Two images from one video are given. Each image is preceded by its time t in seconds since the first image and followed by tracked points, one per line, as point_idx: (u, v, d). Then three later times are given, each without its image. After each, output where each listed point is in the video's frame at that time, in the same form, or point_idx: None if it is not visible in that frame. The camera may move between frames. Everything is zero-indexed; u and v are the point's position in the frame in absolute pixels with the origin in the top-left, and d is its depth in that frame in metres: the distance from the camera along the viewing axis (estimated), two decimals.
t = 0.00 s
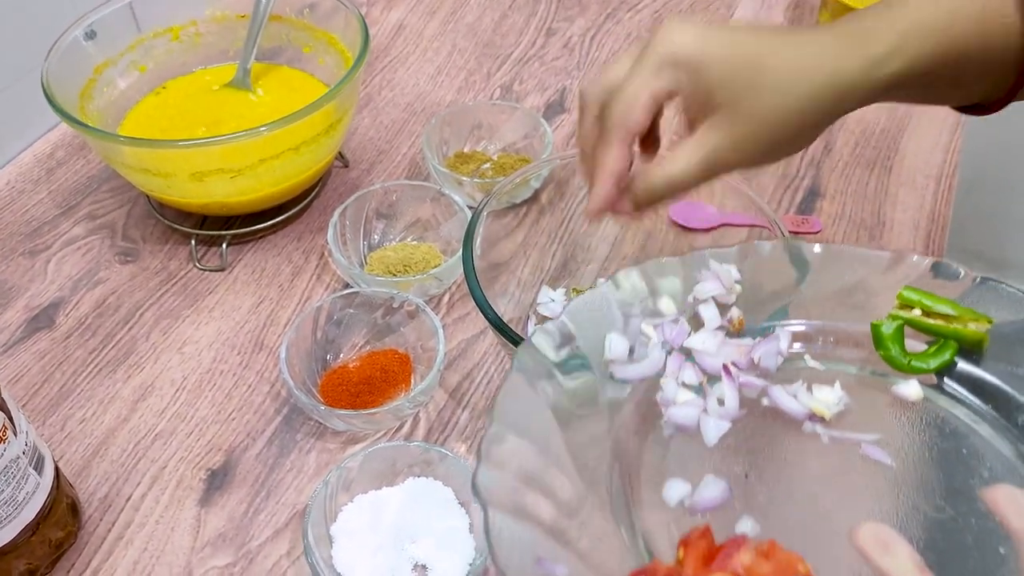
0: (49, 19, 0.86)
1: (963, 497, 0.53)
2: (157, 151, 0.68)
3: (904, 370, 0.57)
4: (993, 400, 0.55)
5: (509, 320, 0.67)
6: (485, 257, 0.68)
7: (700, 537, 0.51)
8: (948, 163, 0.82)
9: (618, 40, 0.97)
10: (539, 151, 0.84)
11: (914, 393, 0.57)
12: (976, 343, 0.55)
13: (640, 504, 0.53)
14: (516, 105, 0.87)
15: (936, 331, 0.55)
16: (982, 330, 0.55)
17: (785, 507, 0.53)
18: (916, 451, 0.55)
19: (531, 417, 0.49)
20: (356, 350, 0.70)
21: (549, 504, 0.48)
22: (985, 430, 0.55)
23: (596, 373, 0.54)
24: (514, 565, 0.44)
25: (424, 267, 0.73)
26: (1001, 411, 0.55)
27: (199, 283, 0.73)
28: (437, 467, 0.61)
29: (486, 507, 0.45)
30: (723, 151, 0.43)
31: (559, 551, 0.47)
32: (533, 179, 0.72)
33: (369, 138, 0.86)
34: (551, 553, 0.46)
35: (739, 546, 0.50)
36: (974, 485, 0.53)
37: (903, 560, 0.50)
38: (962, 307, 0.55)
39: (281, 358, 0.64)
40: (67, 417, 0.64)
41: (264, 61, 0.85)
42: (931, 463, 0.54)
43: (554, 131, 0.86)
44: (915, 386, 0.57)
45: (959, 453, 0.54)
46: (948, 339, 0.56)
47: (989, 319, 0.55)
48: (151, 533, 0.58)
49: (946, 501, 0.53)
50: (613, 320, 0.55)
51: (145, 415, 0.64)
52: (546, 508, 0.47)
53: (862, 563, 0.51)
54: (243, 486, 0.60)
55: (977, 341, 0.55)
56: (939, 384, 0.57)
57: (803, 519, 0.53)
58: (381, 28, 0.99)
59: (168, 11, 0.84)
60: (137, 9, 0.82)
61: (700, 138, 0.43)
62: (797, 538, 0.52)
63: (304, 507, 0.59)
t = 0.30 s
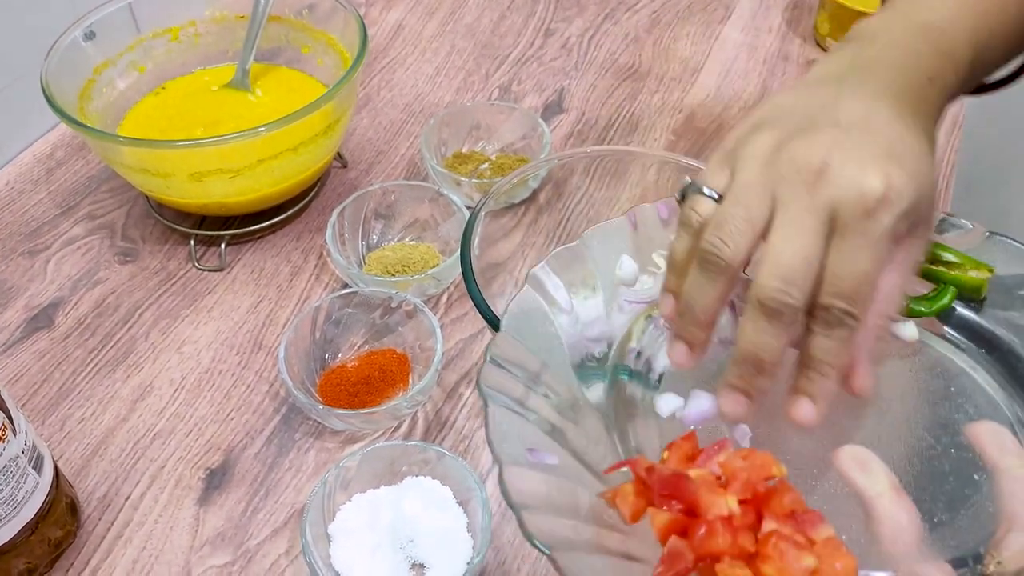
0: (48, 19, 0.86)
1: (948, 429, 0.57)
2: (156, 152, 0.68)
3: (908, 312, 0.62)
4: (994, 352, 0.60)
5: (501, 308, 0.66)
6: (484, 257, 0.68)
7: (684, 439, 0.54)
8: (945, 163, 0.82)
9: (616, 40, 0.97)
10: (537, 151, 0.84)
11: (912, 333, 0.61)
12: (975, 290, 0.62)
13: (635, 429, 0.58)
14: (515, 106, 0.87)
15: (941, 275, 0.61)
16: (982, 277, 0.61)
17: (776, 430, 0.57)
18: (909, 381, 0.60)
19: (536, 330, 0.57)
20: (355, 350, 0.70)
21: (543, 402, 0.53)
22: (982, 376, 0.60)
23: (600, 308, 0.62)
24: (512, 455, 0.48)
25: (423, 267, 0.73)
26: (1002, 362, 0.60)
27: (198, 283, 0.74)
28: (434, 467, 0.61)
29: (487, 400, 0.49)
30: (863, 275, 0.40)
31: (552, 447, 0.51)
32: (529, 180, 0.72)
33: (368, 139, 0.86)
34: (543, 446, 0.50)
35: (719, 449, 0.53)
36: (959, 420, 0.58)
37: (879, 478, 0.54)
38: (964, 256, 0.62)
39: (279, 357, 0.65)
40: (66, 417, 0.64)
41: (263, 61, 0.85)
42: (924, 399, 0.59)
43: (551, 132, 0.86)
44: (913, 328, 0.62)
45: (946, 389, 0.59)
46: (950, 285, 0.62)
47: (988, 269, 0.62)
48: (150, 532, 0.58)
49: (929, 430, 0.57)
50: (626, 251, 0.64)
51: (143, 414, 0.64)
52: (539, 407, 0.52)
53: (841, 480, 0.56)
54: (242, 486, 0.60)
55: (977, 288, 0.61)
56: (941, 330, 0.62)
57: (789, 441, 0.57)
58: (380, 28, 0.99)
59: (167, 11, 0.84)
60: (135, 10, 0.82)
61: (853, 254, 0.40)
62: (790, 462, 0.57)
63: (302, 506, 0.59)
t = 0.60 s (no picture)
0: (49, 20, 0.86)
1: (925, 421, 0.59)
2: (159, 152, 0.68)
3: (882, 310, 0.65)
4: (970, 345, 0.62)
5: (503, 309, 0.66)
6: (486, 258, 0.68)
7: (665, 437, 0.55)
8: (947, 163, 0.82)
9: (618, 41, 0.97)
10: (539, 151, 0.84)
11: (887, 331, 0.65)
12: (951, 287, 0.64)
13: (619, 428, 0.59)
14: (517, 106, 0.87)
15: (914, 274, 0.64)
16: (956, 274, 0.63)
17: (760, 422, 0.60)
18: (891, 380, 0.62)
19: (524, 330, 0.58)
20: (358, 350, 0.70)
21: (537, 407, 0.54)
22: (959, 370, 0.62)
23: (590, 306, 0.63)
24: (499, 454, 0.49)
25: (425, 268, 0.73)
26: (978, 355, 0.62)
27: (201, 283, 0.74)
28: (437, 467, 0.61)
29: (478, 402, 0.51)
30: (738, 174, 0.44)
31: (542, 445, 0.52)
32: (533, 179, 0.72)
33: (370, 139, 0.86)
34: (531, 444, 0.51)
35: (698, 445, 0.54)
36: (936, 413, 0.59)
37: (855, 470, 0.56)
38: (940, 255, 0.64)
39: (282, 357, 0.65)
40: (69, 417, 0.64)
41: (265, 62, 0.85)
42: (908, 396, 0.61)
43: (554, 132, 0.86)
44: (890, 324, 0.65)
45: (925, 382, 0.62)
46: (925, 283, 0.64)
47: (964, 266, 0.64)
48: (153, 532, 0.58)
49: (908, 420, 0.59)
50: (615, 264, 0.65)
51: (146, 415, 0.64)
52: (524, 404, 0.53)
53: (818, 472, 0.56)
54: (245, 486, 0.60)
55: (952, 285, 0.63)
56: (921, 327, 0.65)
57: (773, 434, 0.59)
58: (382, 28, 0.99)
59: (170, 11, 0.84)
60: (138, 10, 0.82)
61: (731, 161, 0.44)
62: (771, 453, 0.58)
63: (305, 507, 0.59)
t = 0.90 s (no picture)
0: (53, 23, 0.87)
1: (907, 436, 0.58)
2: (162, 156, 0.68)
3: (864, 333, 0.63)
4: (950, 367, 0.60)
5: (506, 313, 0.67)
6: (489, 262, 0.68)
7: (656, 450, 0.54)
8: (948, 167, 0.83)
9: (620, 44, 0.97)
10: (541, 155, 0.84)
11: (870, 353, 0.63)
12: (931, 311, 0.61)
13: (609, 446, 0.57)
14: (519, 110, 0.87)
15: (894, 299, 0.62)
16: (937, 300, 0.61)
17: (742, 441, 0.59)
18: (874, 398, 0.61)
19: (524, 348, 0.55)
20: (361, 353, 0.70)
21: (533, 423, 0.52)
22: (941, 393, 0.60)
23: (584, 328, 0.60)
24: (497, 466, 0.47)
25: (428, 272, 0.73)
26: (957, 377, 0.59)
27: (204, 286, 0.74)
28: (441, 471, 0.61)
29: (478, 417, 0.49)
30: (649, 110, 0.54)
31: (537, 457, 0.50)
32: (535, 183, 0.73)
33: (373, 142, 0.86)
34: (526, 457, 0.49)
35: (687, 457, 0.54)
36: (915, 430, 0.59)
37: (837, 485, 0.56)
38: (920, 279, 0.61)
39: (285, 361, 0.65)
40: (73, 420, 0.64)
41: (268, 65, 0.85)
42: (892, 412, 0.60)
43: (556, 136, 0.86)
44: (873, 347, 0.63)
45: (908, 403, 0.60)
46: (905, 308, 0.62)
47: (944, 291, 0.61)
48: (157, 535, 0.58)
49: (890, 437, 0.59)
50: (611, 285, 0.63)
51: (150, 418, 0.64)
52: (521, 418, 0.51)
53: (802, 486, 0.56)
54: (248, 489, 0.60)
55: (932, 310, 0.61)
56: (903, 350, 0.63)
57: (756, 453, 0.58)
58: (384, 31, 1.00)
59: (172, 15, 0.84)
60: (141, 15, 0.82)
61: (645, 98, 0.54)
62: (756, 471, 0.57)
63: (309, 510, 0.59)
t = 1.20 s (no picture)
0: (55, 25, 0.87)
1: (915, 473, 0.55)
2: (166, 157, 0.68)
3: (864, 358, 0.60)
4: (954, 393, 0.57)
5: (509, 315, 0.67)
6: (492, 263, 0.68)
7: (659, 500, 0.52)
8: (951, 167, 0.82)
9: (622, 44, 0.97)
10: (543, 156, 0.84)
11: (871, 379, 0.60)
12: (931, 333, 0.58)
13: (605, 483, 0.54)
14: (521, 110, 0.87)
15: (893, 321, 0.58)
16: (937, 320, 0.57)
17: (746, 481, 0.55)
18: (879, 432, 0.57)
19: (515, 388, 0.51)
20: (364, 355, 0.70)
21: (522, 463, 0.48)
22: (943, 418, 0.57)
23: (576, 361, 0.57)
24: (491, 526, 0.44)
25: (430, 273, 0.73)
26: (962, 400, 0.57)
27: (207, 287, 0.74)
28: (444, 472, 0.61)
29: (469, 472, 0.46)
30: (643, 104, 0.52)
31: (533, 512, 0.47)
32: (539, 184, 0.72)
33: (375, 143, 0.86)
34: (523, 514, 0.46)
35: (692, 507, 0.51)
36: (924, 464, 0.55)
37: (849, 528, 0.52)
38: (919, 299, 0.58)
39: (289, 363, 0.65)
40: (77, 421, 0.64)
41: (270, 66, 0.85)
42: (897, 446, 0.56)
43: (558, 136, 0.86)
44: (873, 372, 0.60)
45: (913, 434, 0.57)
46: (904, 329, 0.58)
47: (944, 311, 0.57)
48: (161, 536, 0.58)
49: (901, 474, 0.55)
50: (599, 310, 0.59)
51: (153, 419, 0.64)
52: (515, 465, 0.48)
53: (811, 529, 0.52)
54: (252, 490, 0.60)
55: (932, 331, 0.58)
56: (903, 373, 0.60)
57: (762, 494, 0.54)
58: (386, 32, 1.00)
59: (175, 16, 0.84)
60: (143, 16, 0.82)
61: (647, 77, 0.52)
62: (763, 509, 0.54)
63: (313, 511, 0.59)
